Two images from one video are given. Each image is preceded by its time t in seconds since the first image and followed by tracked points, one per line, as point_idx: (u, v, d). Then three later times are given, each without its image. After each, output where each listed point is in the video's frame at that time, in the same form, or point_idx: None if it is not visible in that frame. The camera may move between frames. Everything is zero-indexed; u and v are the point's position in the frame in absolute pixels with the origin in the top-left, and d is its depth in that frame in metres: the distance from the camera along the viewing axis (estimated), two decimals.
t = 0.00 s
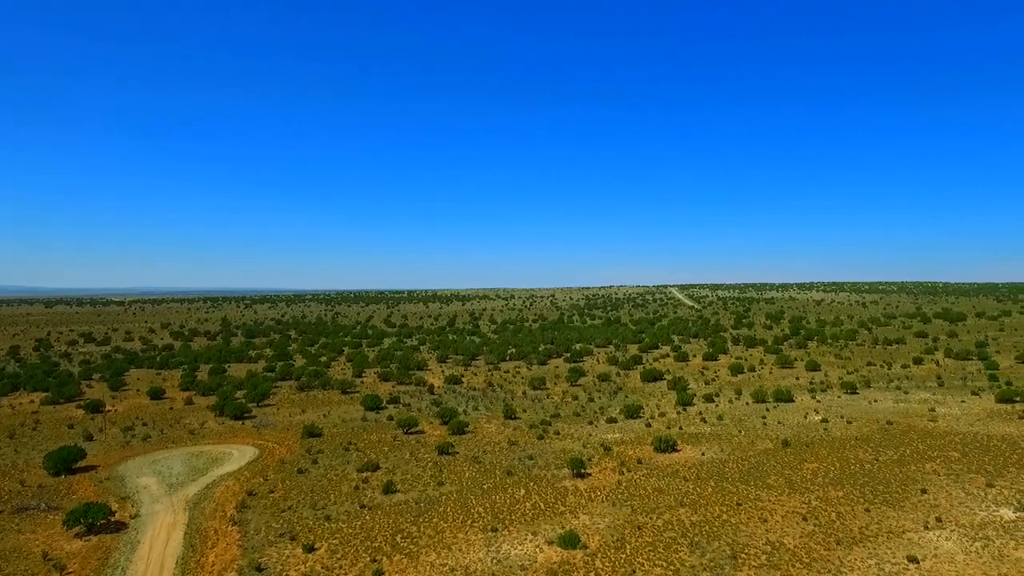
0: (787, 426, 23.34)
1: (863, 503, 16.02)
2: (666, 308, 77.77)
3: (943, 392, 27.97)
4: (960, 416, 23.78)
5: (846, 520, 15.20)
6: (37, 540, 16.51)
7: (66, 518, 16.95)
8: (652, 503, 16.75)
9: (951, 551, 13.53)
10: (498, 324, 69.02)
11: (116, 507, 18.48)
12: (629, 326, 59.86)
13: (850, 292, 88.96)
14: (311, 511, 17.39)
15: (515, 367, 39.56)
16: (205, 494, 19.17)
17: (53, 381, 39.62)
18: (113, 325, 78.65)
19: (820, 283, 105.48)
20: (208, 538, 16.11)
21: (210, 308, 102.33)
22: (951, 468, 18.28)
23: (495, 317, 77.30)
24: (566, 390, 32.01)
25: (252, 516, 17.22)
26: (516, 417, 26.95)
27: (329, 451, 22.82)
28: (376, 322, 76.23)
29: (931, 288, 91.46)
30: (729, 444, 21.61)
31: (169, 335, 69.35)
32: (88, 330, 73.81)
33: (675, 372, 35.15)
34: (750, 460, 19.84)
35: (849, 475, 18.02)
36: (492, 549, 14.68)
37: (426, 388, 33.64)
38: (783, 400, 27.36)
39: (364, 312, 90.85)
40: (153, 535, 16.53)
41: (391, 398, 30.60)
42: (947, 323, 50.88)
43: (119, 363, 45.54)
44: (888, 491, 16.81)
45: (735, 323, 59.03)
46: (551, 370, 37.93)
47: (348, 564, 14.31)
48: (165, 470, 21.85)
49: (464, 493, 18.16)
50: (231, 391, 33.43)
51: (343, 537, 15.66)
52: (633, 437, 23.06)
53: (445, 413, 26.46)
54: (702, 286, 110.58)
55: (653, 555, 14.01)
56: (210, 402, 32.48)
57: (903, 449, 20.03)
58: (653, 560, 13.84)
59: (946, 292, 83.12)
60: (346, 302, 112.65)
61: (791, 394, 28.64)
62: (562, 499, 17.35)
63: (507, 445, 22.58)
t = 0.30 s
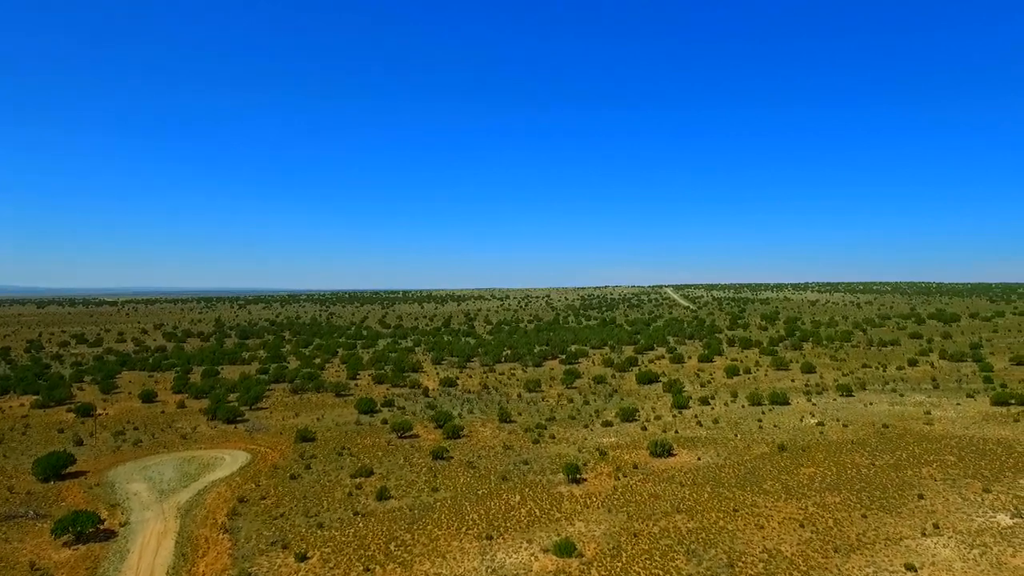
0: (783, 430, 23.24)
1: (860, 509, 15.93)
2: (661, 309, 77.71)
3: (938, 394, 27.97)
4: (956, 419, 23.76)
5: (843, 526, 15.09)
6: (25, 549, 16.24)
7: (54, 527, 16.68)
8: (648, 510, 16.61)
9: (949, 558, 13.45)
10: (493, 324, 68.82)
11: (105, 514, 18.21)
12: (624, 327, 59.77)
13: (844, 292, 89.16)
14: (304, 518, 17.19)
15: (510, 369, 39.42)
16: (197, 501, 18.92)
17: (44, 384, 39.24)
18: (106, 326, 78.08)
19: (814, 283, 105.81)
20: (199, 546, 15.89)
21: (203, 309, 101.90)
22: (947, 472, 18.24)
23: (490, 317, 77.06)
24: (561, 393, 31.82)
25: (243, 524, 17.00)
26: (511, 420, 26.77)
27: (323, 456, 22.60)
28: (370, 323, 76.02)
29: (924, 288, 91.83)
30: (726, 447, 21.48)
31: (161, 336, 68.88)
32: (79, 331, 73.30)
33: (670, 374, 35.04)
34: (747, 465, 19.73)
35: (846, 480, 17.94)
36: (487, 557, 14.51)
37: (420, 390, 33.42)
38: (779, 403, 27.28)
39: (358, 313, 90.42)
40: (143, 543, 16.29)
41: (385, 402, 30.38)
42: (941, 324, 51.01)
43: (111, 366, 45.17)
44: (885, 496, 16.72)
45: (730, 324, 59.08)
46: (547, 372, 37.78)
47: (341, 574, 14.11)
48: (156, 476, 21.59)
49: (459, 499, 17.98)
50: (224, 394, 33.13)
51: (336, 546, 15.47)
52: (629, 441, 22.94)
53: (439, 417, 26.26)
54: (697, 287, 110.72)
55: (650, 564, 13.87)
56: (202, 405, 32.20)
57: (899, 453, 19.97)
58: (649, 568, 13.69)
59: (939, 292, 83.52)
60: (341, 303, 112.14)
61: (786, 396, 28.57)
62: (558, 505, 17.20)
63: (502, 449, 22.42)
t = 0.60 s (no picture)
0: (779, 434, 23.17)
1: (857, 516, 15.84)
2: (656, 309, 77.72)
3: (934, 396, 27.95)
4: (952, 422, 23.72)
5: (840, 533, 15.02)
6: (12, 558, 15.99)
7: (43, 535, 16.45)
8: (644, 516, 16.49)
9: (947, 565, 13.38)
10: (488, 326, 68.62)
11: (95, 522, 17.97)
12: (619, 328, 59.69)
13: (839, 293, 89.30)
14: (298, 525, 17.00)
15: (506, 371, 39.27)
16: (189, 508, 18.70)
17: (35, 387, 38.83)
18: (98, 327, 77.67)
19: (809, 284, 106.09)
20: (190, 556, 15.66)
21: (197, 309, 101.37)
22: (943, 477, 18.21)
23: (485, 318, 76.90)
24: (557, 396, 31.69)
25: (235, 531, 16.81)
26: (507, 424, 26.62)
27: (317, 460, 22.41)
28: (365, 324, 75.70)
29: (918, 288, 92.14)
30: (722, 451, 21.40)
31: (155, 338, 68.50)
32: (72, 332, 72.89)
33: (666, 376, 34.96)
34: (743, 469, 19.64)
35: (843, 485, 17.88)
36: (481, 566, 14.34)
37: (415, 393, 33.22)
38: (775, 406, 27.23)
39: (353, 313, 90.12)
40: (133, 552, 16.05)
41: (379, 405, 30.17)
42: (936, 325, 51.09)
43: (103, 368, 44.79)
44: (882, 502, 16.64)
45: (725, 325, 59.07)
46: (542, 374, 37.64)
47: None
48: (147, 481, 21.36)
49: (454, 505, 17.84)
50: (217, 397, 32.87)
51: (329, 554, 15.28)
52: (625, 445, 22.83)
53: (434, 420, 26.07)
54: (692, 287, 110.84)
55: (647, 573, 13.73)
56: (195, 408, 31.88)
57: (896, 458, 19.92)
58: None
59: (933, 292, 83.89)
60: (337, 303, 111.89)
61: (782, 399, 28.52)
62: (554, 512, 17.07)
63: (498, 454, 22.27)
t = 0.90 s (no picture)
0: (774, 437, 23.11)
1: (852, 521, 15.80)
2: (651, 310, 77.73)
3: (928, 399, 27.96)
4: (946, 425, 23.74)
5: (837, 539, 14.95)
6: None
7: (30, 544, 16.19)
8: (640, 522, 16.40)
9: (943, 572, 13.34)
10: (483, 326, 68.43)
11: (84, 529, 17.72)
12: (614, 329, 59.66)
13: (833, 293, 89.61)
14: (290, 533, 16.80)
15: (500, 372, 39.14)
16: (179, 515, 18.46)
17: (25, 389, 38.38)
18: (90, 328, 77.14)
19: (803, 284, 106.53)
20: (180, 564, 15.44)
21: (190, 310, 100.79)
22: (938, 481, 18.18)
23: (480, 319, 76.77)
24: (551, 398, 31.57)
25: (226, 539, 16.60)
26: (501, 427, 26.48)
27: (310, 465, 22.20)
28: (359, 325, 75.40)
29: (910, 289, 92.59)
30: (718, 455, 21.32)
31: (147, 339, 68.08)
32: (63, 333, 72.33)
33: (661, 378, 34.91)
34: (740, 474, 19.55)
35: (839, 490, 17.82)
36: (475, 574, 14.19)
37: (409, 396, 33.02)
38: (770, 408, 27.20)
39: (346, 314, 89.74)
40: (122, 561, 15.82)
41: (373, 408, 29.96)
42: (929, 325, 51.23)
43: (94, 370, 44.38)
44: (878, 507, 16.60)
45: (720, 325, 59.12)
46: (537, 376, 37.49)
47: None
48: (138, 487, 21.10)
49: (448, 511, 17.69)
50: (210, 400, 32.57)
51: (322, 562, 15.10)
52: (620, 448, 22.74)
53: (428, 424, 25.89)
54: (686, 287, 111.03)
55: None
56: (187, 412, 31.59)
57: (890, 461, 19.91)
58: None
59: (925, 292, 84.36)
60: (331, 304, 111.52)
61: (776, 401, 28.52)
62: (549, 517, 16.95)
63: (492, 458, 22.14)
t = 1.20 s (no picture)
0: (768, 440, 23.08)
1: (847, 526, 15.75)
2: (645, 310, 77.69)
3: (921, 401, 28.01)
4: (940, 427, 23.77)
5: (832, 545, 14.90)
6: None
7: (17, 552, 15.91)
8: (635, 528, 16.30)
9: None
10: (477, 327, 68.33)
11: (72, 537, 17.47)
12: (608, 330, 59.74)
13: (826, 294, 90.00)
14: (283, 540, 16.63)
15: (494, 374, 39.01)
16: (170, 522, 18.22)
17: (13, 392, 37.95)
18: (81, 329, 76.57)
19: (797, 284, 106.90)
20: (170, 573, 15.22)
21: (182, 311, 100.29)
22: (932, 484, 18.17)
23: (474, 320, 76.51)
24: (546, 401, 31.47)
25: (216, 547, 16.42)
26: (495, 430, 26.34)
27: (302, 470, 22.02)
28: (352, 326, 75.12)
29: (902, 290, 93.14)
30: (712, 458, 21.28)
31: (138, 340, 67.56)
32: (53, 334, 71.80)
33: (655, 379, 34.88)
34: (735, 479, 19.47)
35: (833, 495, 17.77)
36: None
37: (403, 399, 32.85)
38: (764, 411, 27.18)
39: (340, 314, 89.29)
40: (110, 569, 15.59)
41: (366, 411, 29.77)
42: (922, 326, 51.42)
43: (84, 372, 43.96)
44: (873, 512, 16.57)
45: (714, 326, 59.19)
46: (531, 378, 37.40)
47: None
48: (127, 493, 20.86)
49: (442, 517, 17.57)
50: (201, 403, 32.29)
51: (314, 570, 14.93)
52: (615, 452, 22.64)
53: (422, 427, 25.74)
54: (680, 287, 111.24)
55: None
56: (178, 415, 31.29)
57: (885, 465, 19.89)
58: None
59: (917, 292, 84.83)
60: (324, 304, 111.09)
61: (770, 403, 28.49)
62: (543, 523, 16.85)
63: (486, 462, 22.00)
